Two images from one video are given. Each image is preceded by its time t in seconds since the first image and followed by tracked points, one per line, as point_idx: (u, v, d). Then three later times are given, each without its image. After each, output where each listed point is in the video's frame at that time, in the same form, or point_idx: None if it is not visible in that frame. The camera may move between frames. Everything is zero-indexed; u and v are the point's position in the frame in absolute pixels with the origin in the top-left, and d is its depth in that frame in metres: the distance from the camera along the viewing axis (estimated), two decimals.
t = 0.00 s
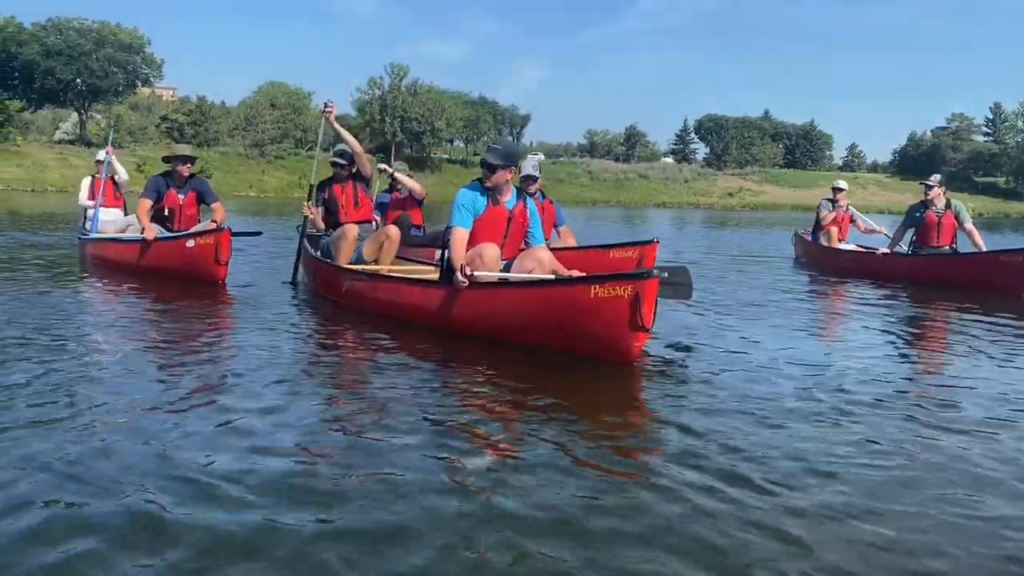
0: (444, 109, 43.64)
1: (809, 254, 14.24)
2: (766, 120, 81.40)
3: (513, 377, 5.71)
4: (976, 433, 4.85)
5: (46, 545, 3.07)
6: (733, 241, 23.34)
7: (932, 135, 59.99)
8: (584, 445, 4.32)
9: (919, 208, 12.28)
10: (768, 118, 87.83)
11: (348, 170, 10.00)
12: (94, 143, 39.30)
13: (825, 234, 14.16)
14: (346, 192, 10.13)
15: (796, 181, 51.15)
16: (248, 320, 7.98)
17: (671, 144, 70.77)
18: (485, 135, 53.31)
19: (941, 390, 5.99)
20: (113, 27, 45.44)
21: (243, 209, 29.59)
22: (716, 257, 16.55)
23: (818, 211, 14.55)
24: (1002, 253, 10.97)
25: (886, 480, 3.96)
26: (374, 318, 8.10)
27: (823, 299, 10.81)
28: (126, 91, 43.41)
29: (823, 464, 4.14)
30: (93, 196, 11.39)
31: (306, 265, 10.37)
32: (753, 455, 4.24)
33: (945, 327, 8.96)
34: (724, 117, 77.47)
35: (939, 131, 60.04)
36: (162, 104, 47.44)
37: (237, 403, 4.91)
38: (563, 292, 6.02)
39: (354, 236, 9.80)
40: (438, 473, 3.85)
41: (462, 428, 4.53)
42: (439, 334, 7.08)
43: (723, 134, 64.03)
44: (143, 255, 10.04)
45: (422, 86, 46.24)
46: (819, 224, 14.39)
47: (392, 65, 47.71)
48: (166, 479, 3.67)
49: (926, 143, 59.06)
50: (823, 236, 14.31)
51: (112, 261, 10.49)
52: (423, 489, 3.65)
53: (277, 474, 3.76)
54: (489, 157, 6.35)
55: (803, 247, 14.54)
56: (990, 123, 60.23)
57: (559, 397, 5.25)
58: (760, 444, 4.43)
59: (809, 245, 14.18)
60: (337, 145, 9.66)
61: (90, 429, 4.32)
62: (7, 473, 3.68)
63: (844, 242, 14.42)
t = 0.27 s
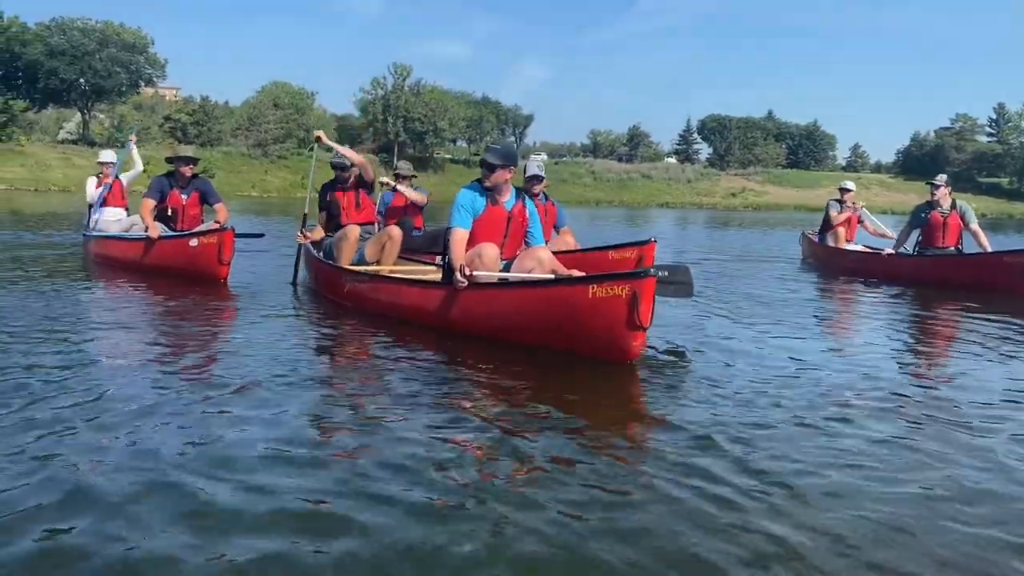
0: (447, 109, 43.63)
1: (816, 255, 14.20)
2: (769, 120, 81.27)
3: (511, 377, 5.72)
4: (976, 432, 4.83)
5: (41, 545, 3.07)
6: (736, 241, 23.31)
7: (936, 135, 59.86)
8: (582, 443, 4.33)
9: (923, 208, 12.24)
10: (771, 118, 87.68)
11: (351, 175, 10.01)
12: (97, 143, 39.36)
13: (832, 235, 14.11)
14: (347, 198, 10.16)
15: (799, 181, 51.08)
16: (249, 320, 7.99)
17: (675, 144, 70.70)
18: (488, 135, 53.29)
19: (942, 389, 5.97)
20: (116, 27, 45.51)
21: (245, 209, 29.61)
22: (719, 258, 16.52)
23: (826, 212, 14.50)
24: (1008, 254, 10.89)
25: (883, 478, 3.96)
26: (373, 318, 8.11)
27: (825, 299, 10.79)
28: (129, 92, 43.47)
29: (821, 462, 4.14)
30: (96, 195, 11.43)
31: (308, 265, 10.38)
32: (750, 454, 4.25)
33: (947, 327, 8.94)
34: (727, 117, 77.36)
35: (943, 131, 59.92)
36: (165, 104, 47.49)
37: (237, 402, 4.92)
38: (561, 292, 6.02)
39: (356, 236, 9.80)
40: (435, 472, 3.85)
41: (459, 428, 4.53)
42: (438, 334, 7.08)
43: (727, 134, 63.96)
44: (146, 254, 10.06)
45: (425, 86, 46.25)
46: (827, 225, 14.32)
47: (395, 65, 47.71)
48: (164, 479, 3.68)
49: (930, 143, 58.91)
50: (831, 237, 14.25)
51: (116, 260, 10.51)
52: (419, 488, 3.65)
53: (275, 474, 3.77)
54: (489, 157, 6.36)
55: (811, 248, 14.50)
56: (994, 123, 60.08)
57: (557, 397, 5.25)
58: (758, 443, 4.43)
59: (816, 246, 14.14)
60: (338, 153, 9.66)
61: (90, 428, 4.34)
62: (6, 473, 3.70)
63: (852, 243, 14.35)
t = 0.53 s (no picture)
0: (449, 109, 43.59)
1: (823, 255, 14.15)
2: (772, 120, 81.12)
3: (509, 377, 5.72)
4: (974, 434, 4.81)
5: (35, 548, 3.06)
6: (738, 241, 23.24)
7: (939, 135, 59.71)
8: (579, 443, 4.33)
9: (928, 208, 12.17)
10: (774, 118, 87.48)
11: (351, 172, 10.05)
12: (99, 142, 39.37)
13: (839, 235, 14.04)
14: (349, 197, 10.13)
15: (802, 181, 50.99)
16: (248, 319, 8.00)
17: (677, 144, 70.61)
18: (490, 135, 53.24)
19: (941, 389, 5.95)
20: (119, 26, 45.52)
21: (247, 208, 29.61)
22: (722, 257, 16.48)
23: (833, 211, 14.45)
24: (1011, 254, 10.78)
25: (880, 480, 3.96)
26: (373, 316, 8.11)
27: (827, 299, 10.77)
28: (132, 91, 43.51)
29: (817, 464, 4.14)
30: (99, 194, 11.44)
31: (308, 264, 10.38)
32: (746, 454, 4.25)
33: (949, 328, 8.91)
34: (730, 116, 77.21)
35: (946, 131, 59.80)
36: (168, 104, 47.51)
37: (235, 400, 4.93)
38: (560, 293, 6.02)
39: (355, 234, 9.78)
40: (432, 471, 3.86)
41: (457, 427, 4.54)
42: (437, 333, 7.08)
43: (729, 134, 63.85)
44: (149, 254, 10.06)
45: (427, 86, 46.20)
46: (835, 225, 14.25)
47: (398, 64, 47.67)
48: (161, 478, 3.69)
49: (933, 143, 58.74)
50: (838, 237, 14.18)
51: (118, 258, 10.52)
52: (415, 488, 3.66)
53: (273, 473, 3.78)
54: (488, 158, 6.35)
55: (818, 247, 14.46)
56: (998, 124, 59.91)
57: (555, 397, 5.25)
58: (755, 443, 4.43)
59: (823, 246, 14.10)
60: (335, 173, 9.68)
61: (89, 426, 4.35)
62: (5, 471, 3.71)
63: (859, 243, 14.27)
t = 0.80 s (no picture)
0: (451, 109, 43.58)
1: (830, 255, 14.14)
2: (775, 120, 81.03)
3: (505, 375, 5.73)
4: (973, 432, 4.79)
5: (31, 549, 3.07)
6: (740, 241, 23.22)
7: (942, 135, 59.61)
8: (575, 442, 4.34)
9: (934, 208, 12.15)
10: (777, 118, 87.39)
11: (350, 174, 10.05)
12: (101, 142, 39.44)
13: (845, 235, 14.01)
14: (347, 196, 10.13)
15: (803, 181, 50.95)
16: (248, 319, 8.02)
17: (680, 144, 70.56)
18: (492, 135, 53.24)
19: (940, 389, 5.93)
20: (121, 27, 45.60)
21: (248, 208, 29.63)
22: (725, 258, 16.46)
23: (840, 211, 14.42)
24: (1016, 255, 10.74)
25: (874, 479, 3.97)
26: (372, 315, 8.12)
27: (827, 300, 10.76)
28: (134, 92, 43.58)
29: (812, 463, 4.15)
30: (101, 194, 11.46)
31: (309, 264, 10.40)
32: (742, 454, 4.26)
33: (950, 328, 8.90)
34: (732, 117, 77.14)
35: (948, 131, 59.74)
36: (170, 104, 47.58)
37: (234, 401, 4.95)
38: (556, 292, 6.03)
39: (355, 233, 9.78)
40: (428, 472, 3.88)
41: (454, 427, 4.55)
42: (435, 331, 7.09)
43: (732, 134, 63.80)
44: (151, 252, 10.08)
45: (429, 87, 46.20)
46: (841, 225, 14.23)
47: (400, 65, 47.65)
48: (158, 478, 3.71)
49: (936, 143, 58.64)
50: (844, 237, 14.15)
51: (121, 258, 10.54)
52: (410, 488, 3.68)
53: (269, 474, 3.80)
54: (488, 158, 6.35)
55: (825, 247, 14.44)
56: (1001, 123, 59.80)
57: (551, 395, 5.26)
58: (751, 442, 4.44)
59: (830, 246, 14.08)
60: (331, 188, 9.74)
61: (89, 426, 4.37)
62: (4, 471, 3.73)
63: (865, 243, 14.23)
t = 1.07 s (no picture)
0: (453, 110, 43.54)
1: (837, 257, 14.10)
2: (777, 121, 80.92)
3: (503, 373, 5.72)
4: (970, 433, 4.77)
5: (28, 544, 3.07)
6: (741, 242, 23.18)
7: (945, 136, 59.51)
8: (572, 441, 4.34)
9: (938, 209, 12.10)
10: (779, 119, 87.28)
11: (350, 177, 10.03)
12: (103, 143, 39.46)
13: (852, 236, 13.95)
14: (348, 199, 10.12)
15: (805, 182, 50.87)
16: (248, 318, 8.02)
17: (682, 145, 70.48)
18: (494, 136, 53.21)
19: (939, 389, 5.91)
20: (123, 28, 45.63)
21: (249, 209, 29.62)
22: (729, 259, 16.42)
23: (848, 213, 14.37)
24: (1019, 256, 10.69)
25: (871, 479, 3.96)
26: (372, 316, 8.13)
27: (829, 300, 10.74)
28: (136, 92, 43.62)
29: (810, 462, 4.15)
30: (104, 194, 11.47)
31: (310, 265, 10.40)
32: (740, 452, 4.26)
33: (952, 328, 8.87)
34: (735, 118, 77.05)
35: (951, 132, 59.64)
36: (171, 105, 47.62)
37: (233, 398, 4.95)
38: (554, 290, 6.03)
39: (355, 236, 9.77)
40: (424, 469, 3.88)
41: (452, 425, 4.55)
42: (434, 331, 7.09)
43: (734, 135, 63.73)
44: (153, 252, 10.08)
45: (431, 88, 46.17)
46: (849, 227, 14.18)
47: (402, 66, 47.62)
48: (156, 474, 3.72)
49: (939, 144, 58.51)
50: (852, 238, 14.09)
51: (123, 258, 10.55)
52: (407, 486, 3.68)
53: (266, 471, 3.80)
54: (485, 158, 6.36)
55: (832, 248, 14.41)
56: (1004, 124, 59.67)
57: (549, 393, 5.25)
58: (749, 442, 4.43)
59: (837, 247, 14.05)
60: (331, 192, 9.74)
61: (88, 424, 4.38)
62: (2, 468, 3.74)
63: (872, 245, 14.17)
